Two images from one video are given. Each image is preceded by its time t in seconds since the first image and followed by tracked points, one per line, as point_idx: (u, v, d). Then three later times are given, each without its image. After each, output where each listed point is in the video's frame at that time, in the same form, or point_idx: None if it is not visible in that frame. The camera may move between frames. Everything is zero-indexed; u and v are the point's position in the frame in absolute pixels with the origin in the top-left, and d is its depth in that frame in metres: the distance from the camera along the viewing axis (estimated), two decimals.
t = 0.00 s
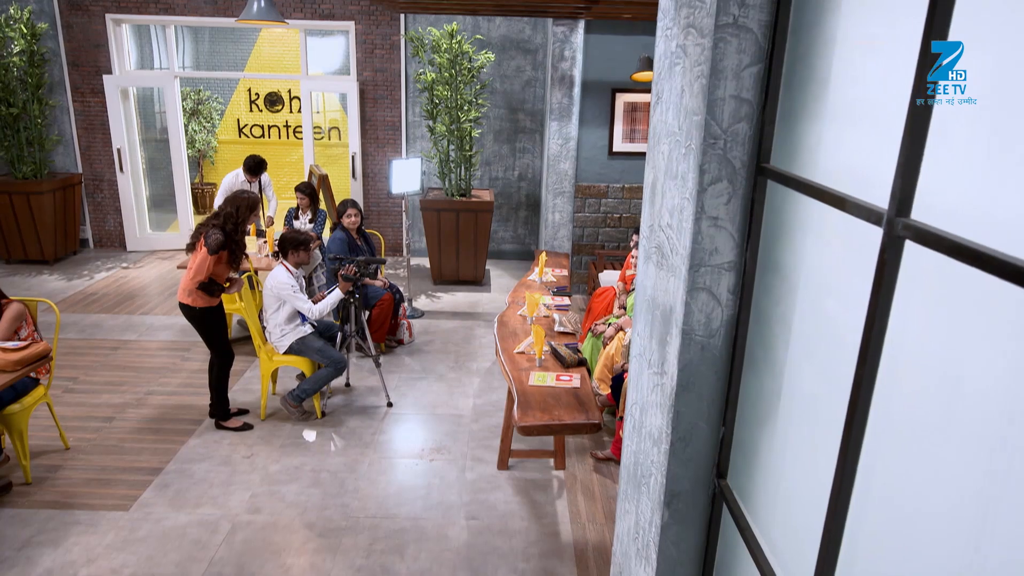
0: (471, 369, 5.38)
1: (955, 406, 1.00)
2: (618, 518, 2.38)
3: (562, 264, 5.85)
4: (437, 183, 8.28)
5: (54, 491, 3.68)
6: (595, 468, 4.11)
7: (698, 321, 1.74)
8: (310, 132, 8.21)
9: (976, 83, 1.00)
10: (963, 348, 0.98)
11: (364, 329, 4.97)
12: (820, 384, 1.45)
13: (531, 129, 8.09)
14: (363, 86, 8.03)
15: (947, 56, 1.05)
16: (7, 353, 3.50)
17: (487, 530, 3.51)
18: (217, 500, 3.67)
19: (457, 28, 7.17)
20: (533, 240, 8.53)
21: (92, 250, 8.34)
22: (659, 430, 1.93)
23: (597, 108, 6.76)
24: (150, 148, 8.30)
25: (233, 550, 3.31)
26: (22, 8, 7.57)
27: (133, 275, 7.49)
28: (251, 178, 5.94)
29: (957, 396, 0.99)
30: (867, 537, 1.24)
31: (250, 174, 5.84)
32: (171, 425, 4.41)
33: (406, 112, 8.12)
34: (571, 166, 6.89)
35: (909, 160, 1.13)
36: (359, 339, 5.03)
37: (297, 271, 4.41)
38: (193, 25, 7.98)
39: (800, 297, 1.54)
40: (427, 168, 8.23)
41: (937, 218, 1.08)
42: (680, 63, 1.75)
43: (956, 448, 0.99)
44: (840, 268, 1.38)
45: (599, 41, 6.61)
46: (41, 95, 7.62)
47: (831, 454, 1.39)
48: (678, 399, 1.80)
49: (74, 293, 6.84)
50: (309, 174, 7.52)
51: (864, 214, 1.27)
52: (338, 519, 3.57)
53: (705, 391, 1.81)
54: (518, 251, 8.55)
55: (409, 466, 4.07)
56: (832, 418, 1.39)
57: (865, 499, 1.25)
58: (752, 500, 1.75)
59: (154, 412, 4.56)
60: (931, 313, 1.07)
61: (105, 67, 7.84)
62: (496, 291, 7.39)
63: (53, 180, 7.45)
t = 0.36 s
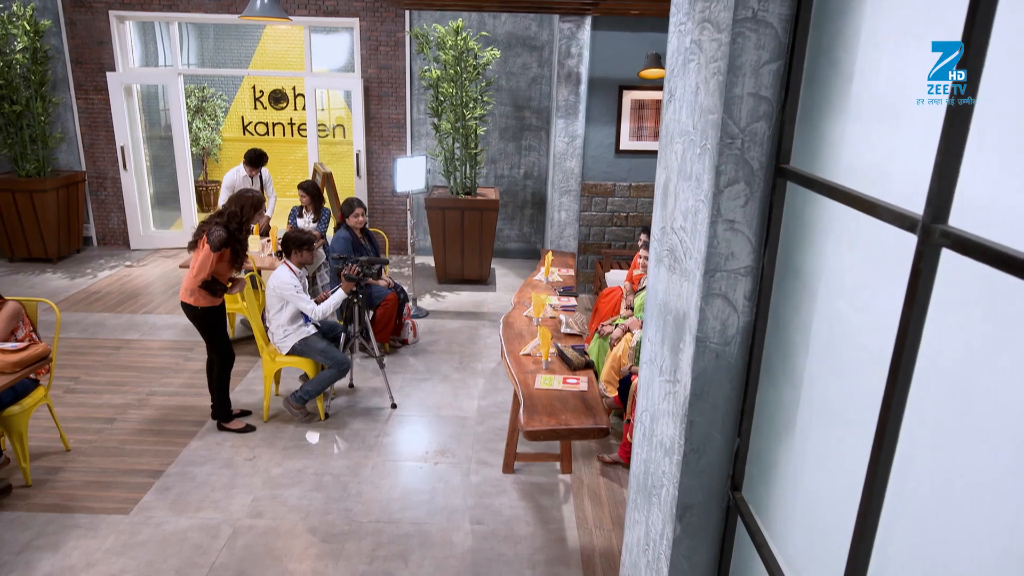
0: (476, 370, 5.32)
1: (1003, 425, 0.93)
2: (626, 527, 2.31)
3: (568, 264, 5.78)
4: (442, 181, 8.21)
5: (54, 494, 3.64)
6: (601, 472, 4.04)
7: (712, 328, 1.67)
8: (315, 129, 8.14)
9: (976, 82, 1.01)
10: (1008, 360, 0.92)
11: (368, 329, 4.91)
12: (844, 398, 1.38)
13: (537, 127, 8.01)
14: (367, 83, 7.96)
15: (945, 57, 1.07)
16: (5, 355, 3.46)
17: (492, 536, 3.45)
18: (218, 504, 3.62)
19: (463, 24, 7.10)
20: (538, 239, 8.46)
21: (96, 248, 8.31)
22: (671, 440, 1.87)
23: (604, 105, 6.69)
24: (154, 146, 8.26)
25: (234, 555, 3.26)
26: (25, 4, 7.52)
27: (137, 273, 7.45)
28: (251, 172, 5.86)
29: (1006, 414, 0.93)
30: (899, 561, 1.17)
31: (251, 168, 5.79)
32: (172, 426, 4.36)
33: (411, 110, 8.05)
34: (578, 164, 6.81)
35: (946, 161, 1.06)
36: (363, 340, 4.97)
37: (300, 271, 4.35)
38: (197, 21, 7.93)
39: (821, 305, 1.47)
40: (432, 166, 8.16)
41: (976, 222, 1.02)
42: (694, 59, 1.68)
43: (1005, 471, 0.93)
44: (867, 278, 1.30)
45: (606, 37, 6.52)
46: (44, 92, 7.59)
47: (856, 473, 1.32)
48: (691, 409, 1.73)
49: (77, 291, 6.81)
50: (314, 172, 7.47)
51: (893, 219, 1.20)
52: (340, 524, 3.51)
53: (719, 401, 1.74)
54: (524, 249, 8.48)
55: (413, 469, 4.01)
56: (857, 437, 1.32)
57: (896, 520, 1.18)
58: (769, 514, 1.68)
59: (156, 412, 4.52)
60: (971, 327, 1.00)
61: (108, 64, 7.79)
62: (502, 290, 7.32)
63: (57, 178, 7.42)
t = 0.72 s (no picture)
0: (479, 371, 5.26)
1: None
2: (635, 539, 2.24)
3: (572, 263, 5.72)
4: (445, 180, 8.15)
5: (51, 498, 3.58)
6: (607, 476, 3.98)
7: (727, 336, 1.60)
8: (316, 127, 8.07)
9: (975, 82, 1.05)
10: None
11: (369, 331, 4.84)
12: (870, 415, 1.30)
13: (541, 124, 7.94)
14: (370, 80, 7.89)
15: (947, 56, 1.11)
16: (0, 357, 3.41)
17: (495, 542, 3.39)
18: (217, 509, 3.56)
19: (466, 21, 7.02)
20: (542, 238, 8.39)
21: (97, 247, 8.25)
22: (682, 451, 1.80)
23: (609, 102, 6.61)
24: (155, 144, 8.20)
25: (233, 561, 3.20)
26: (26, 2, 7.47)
27: (138, 272, 7.40)
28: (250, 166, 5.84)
29: None
30: None
31: (249, 162, 5.74)
32: (171, 428, 4.30)
33: (413, 107, 7.98)
34: (582, 162, 6.74)
35: (986, 162, 0.99)
36: (364, 341, 4.91)
37: (300, 272, 4.29)
38: (198, 18, 7.86)
39: (843, 315, 1.40)
40: (435, 164, 8.09)
41: (1019, 231, 0.95)
42: (708, 54, 1.61)
43: None
44: (896, 287, 1.22)
45: (611, 34, 6.44)
46: (44, 89, 7.54)
47: (882, 495, 1.24)
48: (704, 420, 1.66)
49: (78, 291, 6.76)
50: (315, 170, 7.41)
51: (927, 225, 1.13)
52: (341, 529, 3.45)
53: (733, 411, 1.67)
54: (527, 248, 8.41)
55: (415, 473, 3.95)
56: (883, 457, 1.25)
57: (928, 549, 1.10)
58: (786, 532, 1.61)
59: (155, 414, 4.46)
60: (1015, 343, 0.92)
61: (109, 61, 7.73)
62: (505, 290, 7.26)
63: (58, 176, 7.37)
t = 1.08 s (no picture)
0: (481, 372, 5.19)
1: None
2: (643, 552, 2.17)
3: (576, 262, 5.65)
4: (447, 177, 8.07)
5: (47, 502, 3.53)
6: (612, 480, 3.91)
7: (741, 345, 1.52)
8: (318, 124, 8.00)
9: (975, 81, 1.07)
10: None
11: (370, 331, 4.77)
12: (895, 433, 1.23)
13: (544, 122, 7.86)
14: (372, 77, 7.82)
15: (948, 56, 1.13)
16: None
17: (499, 549, 3.32)
18: (215, 513, 3.50)
19: (469, 17, 6.95)
20: (545, 236, 8.31)
21: (97, 245, 8.20)
22: (694, 464, 1.72)
23: (613, 99, 6.53)
24: (155, 141, 8.14)
25: (231, 568, 3.14)
26: None
27: (138, 270, 7.34)
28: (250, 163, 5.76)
29: None
30: None
31: (251, 159, 5.69)
32: (170, 430, 4.24)
33: (415, 105, 7.91)
34: (586, 160, 6.67)
35: None
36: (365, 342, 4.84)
37: (301, 272, 4.23)
38: (199, 14, 7.80)
39: (866, 324, 1.34)
40: (438, 162, 8.01)
41: None
42: (721, 50, 1.55)
43: None
44: (923, 294, 1.16)
45: (616, 30, 6.35)
46: (44, 86, 7.48)
47: (910, 514, 1.18)
48: (717, 432, 1.59)
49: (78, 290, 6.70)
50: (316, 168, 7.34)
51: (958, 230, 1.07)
52: (341, 534, 3.39)
53: (747, 423, 1.60)
54: (531, 247, 8.34)
55: (416, 476, 3.89)
56: (911, 473, 1.18)
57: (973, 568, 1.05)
58: (804, 548, 1.54)
59: (153, 416, 4.40)
60: None
61: (109, 58, 7.66)
62: (508, 289, 7.18)
63: (57, 173, 7.32)
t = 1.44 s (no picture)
0: (484, 373, 5.12)
1: None
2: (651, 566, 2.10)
3: (581, 263, 5.58)
4: (450, 176, 8.00)
5: (43, 507, 3.47)
6: (617, 485, 3.84)
7: (758, 358, 1.45)
8: (319, 121, 7.93)
9: (975, 81, 1.11)
10: None
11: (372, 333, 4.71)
12: (925, 446, 1.20)
13: (548, 120, 7.78)
14: (374, 75, 7.75)
15: (948, 56, 1.16)
16: None
17: (502, 556, 3.25)
18: (213, 519, 3.44)
19: (472, 13, 6.87)
20: (549, 235, 8.23)
21: (97, 243, 8.14)
22: (705, 479, 1.65)
23: (618, 97, 6.44)
24: (155, 139, 8.09)
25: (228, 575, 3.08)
26: None
27: (139, 269, 7.28)
28: (253, 158, 5.72)
29: None
30: None
31: (252, 155, 5.63)
32: (168, 433, 4.18)
33: (418, 102, 7.84)
34: (591, 158, 6.58)
35: None
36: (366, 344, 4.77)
37: (301, 273, 4.17)
38: (200, 11, 7.73)
39: (893, 335, 1.29)
40: (440, 160, 7.93)
41: None
42: (736, 47, 1.48)
43: None
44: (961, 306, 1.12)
45: (621, 27, 6.27)
46: (44, 84, 7.43)
47: (949, 531, 1.14)
48: (731, 447, 1.52)
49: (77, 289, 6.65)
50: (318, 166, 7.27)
51: (976, 231, 1.07)
52: (342, 541, 3.32)
53: (763, 438, 1.53)
54: (534, 246, 8.26)
55: (418, 481, 3.83)
56: (950, 490, 1.14)
57: None
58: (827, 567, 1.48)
59: (151, 419, 4.34)
60: None
61: (109, 55, 7.60)
62: (511, 288, 7.11)
63: (57, 171, 7.27)
